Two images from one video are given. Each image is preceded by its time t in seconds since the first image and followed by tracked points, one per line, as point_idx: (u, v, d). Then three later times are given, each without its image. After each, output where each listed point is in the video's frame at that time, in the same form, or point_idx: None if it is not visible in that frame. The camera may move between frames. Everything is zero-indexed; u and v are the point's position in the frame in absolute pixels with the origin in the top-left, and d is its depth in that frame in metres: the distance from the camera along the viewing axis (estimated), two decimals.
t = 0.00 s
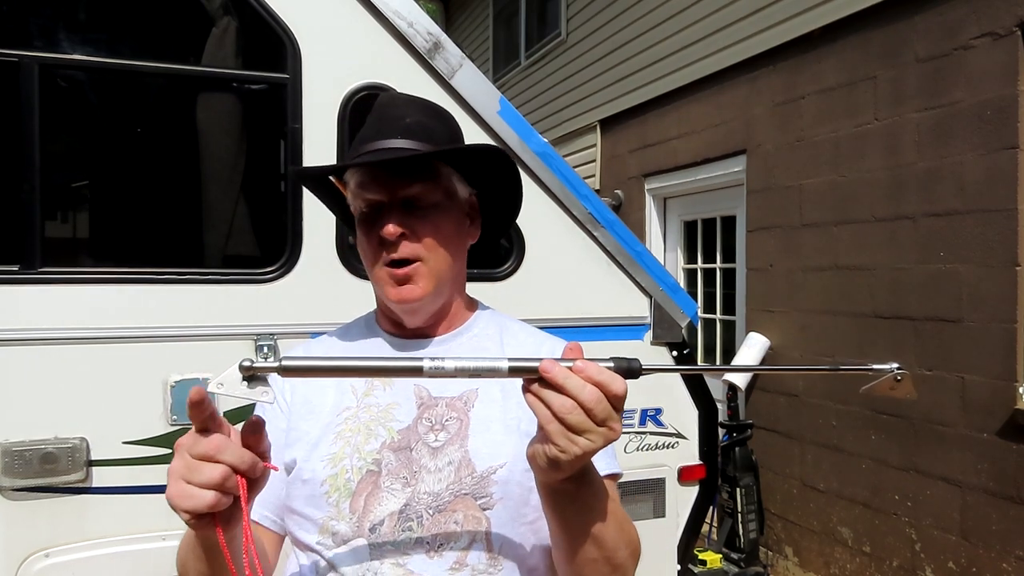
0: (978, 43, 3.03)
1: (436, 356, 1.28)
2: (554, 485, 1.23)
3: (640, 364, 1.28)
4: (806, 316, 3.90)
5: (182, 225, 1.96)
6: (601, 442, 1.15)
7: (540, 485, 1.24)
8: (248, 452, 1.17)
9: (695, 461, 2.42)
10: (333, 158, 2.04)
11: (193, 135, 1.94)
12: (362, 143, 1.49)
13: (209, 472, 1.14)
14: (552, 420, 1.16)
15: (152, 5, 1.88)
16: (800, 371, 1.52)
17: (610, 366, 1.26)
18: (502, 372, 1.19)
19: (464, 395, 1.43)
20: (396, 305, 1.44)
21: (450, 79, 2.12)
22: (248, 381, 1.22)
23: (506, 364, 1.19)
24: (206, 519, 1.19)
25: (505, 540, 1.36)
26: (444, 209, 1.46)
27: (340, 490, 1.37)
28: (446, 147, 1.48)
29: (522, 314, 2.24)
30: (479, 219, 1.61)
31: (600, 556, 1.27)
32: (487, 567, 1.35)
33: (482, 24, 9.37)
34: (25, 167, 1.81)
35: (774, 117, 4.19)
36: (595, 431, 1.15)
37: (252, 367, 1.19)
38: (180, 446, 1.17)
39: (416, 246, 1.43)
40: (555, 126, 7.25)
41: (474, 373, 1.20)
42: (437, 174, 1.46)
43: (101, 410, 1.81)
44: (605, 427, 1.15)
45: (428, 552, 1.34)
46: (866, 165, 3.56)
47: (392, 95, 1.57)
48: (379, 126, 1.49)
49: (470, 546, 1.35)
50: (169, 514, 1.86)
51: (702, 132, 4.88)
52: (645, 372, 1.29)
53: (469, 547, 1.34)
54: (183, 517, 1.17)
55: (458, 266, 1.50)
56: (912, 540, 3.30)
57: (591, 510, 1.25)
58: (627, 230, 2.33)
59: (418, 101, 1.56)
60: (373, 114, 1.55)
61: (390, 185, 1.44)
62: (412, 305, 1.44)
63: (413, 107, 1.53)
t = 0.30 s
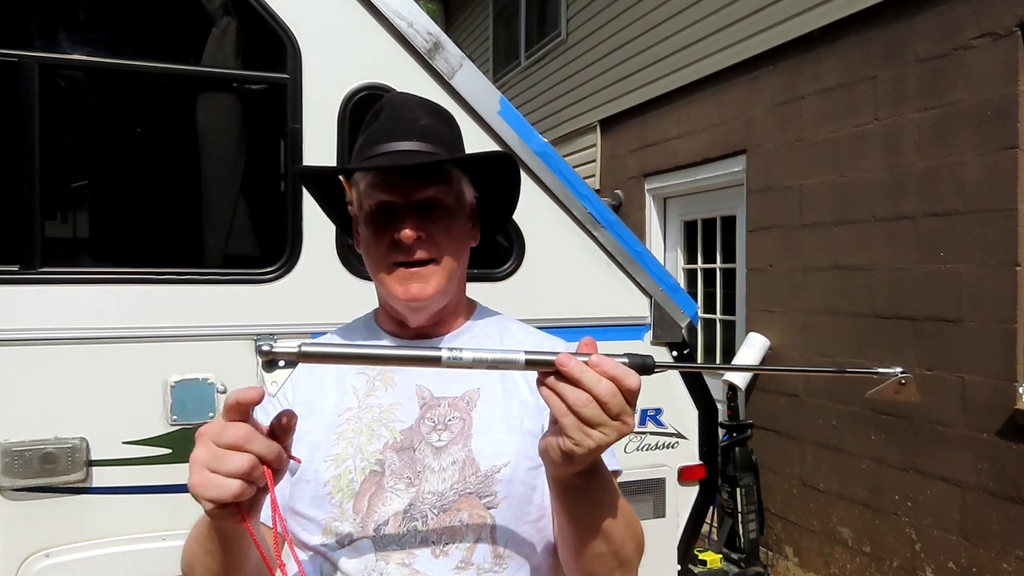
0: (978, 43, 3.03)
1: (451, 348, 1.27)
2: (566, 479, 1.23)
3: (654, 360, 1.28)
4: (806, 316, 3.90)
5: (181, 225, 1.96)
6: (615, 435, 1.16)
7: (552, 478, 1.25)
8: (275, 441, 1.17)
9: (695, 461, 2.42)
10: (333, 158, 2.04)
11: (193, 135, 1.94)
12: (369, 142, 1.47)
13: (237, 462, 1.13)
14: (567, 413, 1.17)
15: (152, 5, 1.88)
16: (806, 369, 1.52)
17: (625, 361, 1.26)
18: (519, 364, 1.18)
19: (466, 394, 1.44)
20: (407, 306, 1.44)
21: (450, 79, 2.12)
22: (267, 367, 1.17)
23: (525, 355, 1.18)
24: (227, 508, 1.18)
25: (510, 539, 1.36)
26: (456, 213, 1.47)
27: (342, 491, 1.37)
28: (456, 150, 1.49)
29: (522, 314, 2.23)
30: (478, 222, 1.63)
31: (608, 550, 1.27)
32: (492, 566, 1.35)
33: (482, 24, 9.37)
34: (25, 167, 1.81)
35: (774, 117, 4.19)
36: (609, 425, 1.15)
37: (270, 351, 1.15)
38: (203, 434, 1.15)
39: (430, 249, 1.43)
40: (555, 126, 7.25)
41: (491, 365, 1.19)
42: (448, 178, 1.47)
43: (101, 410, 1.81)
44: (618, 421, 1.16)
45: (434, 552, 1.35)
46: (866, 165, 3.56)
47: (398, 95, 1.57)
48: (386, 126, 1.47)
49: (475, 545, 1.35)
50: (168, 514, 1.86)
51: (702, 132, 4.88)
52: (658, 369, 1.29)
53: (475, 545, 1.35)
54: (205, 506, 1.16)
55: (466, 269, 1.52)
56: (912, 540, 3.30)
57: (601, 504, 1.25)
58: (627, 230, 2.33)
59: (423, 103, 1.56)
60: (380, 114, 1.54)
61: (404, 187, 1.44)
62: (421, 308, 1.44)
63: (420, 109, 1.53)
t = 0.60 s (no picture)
0: (978, 43, 3.03)
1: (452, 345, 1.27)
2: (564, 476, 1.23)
3: (651, 356, 1.28)
4: (806, 316, 3.90)
5: (181, 225, 1.96)
6: (613, 431, 1.16)
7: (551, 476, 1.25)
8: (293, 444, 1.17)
9: (695, 461, 2.42)
10: (333, 158, 2.04)
11: (193, 135, 1.94)
12: (362, 145, 1.47)
13: (254, 465, 1.13)
14: (566, 410, 1.17)
15: (152, 5, 1.88)
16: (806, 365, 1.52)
17: (622, 357, 1.26)
18: (518, 362, 1.18)
19: (463, 394, 1.44)
20: (403, 309, 1.44)
21: (450, 79, 2.12)
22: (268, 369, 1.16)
23: (523, 352, 1.18)
24: (239, 506, 1.19)
25: (508, 538, 1.36)
26: (451, 214, 1.47)
27: (341, 491, 1.37)
28: (450, 150, 1.49)
29: (521, 314, 2.23)
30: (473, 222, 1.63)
31: (608, 548, 1.27)
32: (490, 566, 1.35)
33: (482, 24, 9.37)
34: (25, 166, 1.81)
35: (774, 117, 4.19)
36: (608, 421, 1.16)
37: (269, 355, 1.14)
38: (220, 434, 1.15)
39: (426, 251, 1.43)
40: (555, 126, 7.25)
41: (490, 363, 1.19)
42: (443, 179, 1.47)
43: (101, 410, 1.81)
44: (617, 417, 1.16)
45: (432, 551, 1.35)
46: (866, 164, 3.56)
47: (390, 95, 1.56)
48: (379, 128, 1.47)
49: (473, 545, 1.35)
50: (168, 514, 1.86)
51: (702, 132, 4.88)
52: (655, 364, 1.29)
53: (473, 545, 1.35)
54: (218, 503, 1.16)
55: (461, 270, 1.52)
56: (912, 540, 3.30)
57: (601, 501, 1.25)
58: (627, 230, 2.33)
59: (416, 103, 1.56)
60: (372, 115, 1.54)
61: (399, 190, 1.43)
62: (418, 310, 1.45)
63: (413, 109, 1.52)
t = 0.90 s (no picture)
0: (978, 43, 3.03)
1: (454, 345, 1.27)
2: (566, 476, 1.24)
3: (652, 355, 1.28)
4: (806, 316, 3.90)
5: (181, 225, 1.96)
6: (615, 430, 1.16)
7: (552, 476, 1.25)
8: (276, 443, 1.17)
9: (695, 461, 2.42)
10: (333, 158, 2.04)
11: (193, 135, 1.94)
12: (358, 145, 1.47)
13: (237, 464, 1.13)
14: (568, 410, 1.17)
15: (152, 4, 1.88)
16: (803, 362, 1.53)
17: (623, 356, 1.26)
18: (520, 362, 1.18)
19: (461, 395, 1.44)
20: (399, 310, 1.44)
21: (450, 79, 2.12)
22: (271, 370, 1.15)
23: (525, 352, 1.18)
24: (226, 505, 1.19)
25: (505, 538, 1.37)
26: (446, 214, 1.47)
27: (338, 492, 1.37)
28: (445, 151, 1.49)
29: (521, 314, 2.23)
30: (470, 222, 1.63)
31: (607, 547, 1.27)
32: (487, 566, 1.35)
33: (482, 24, 9.37)
34: (25, 167, 1.81)
35: (774, 117, 4.19)
36: (609, 420, 1.16)
37: (270, 357, 1.14)
38: (203, 433, 1.14)
39: (421, 252, 1.43)
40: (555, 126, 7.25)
41: (493, 363, 1.19)
42: (438, 179, 1.47)
43: (102, 410, 1.81)
44: (619, 416, 1.16)
45: (429, 552, 1.35)
46: (866, 165, 3.56)
47: (386, 96, 1.56)
48: (374, 129, 1.47)
49: (471, 545, 1.35)
50: (168, 514, 1.86)
51: (702, 132, 4.88)
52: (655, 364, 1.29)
53: (470, 546, 1.35)
54: (204, 502, 1.16)
55: (456, 270, 1.52)
56: (912, 540, 3.30)
57: (601, 501, 1.26)
58: (626, 230, 2.33)
59: (412, 103, 1.56)
60: (368, 116, 1.53)
61: (394, 191, 1.43)
62: (414, 310, 1.45)
63: (408, 109, 1.52)
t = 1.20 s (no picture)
0: (978, 43, 3.03)
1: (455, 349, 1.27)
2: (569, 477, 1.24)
3: (656, 360, 1.28)
4: (806, 317, 3.90)
5: (181, 224, 1.96)
6: (619, 434, 1.16)
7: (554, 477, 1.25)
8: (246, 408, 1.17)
9: (695, 462, 2.42)
10: (333, 158, 2.04)
11: (193, 135, 1.94)
12: (351, 148, 1.48)
13: (206, 428, 1.13)
14: (571, 414, 1.17)
15: (152, 5, 1.88)
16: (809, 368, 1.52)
17: (627, 360, 1.26)
18: (522, 365, 1.18)
19: (460, 395, 1.43)
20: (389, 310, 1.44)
21: (450, 79, 2.12)
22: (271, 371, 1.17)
23: (527, 356, 1.18)
24: (196, 472, 1.18)
25: (503, 537, 1.37)
26: (436, 215, 1.47)
27: (337, 491, 1.36)
28: (437, 151, 1.48)
29: (521, 314, 2.23)
30: (469, 222, 1.62)
31: (608, 549, 1.27)
32: (486, 565, 1.36)
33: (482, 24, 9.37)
34: (25, 167, 1.81)
35: (774, 117, 4.19)
36: (614, 424, 1.16)
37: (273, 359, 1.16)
38: (174, 399, 1.14)
39: (409, 252, 1.43)
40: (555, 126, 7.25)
41: (495, 366, 1.19)
42: (428, 179, 1.46)
43: (101, 410, 1.81)
44: (623, 419, 1.16)
45: (428, 551, 1.35)
46: (866, 164, 3.56)
47: (380, 96, 1.56)
48: (366, 129, 1.47)
49: (469, 544, 1.35)
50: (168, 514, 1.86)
51: (702, 132, 4.88)
52: (660, 368, 1.29)
53: (468, 544, 1.35)
54: (175, 470, 1.15)
55: (450, 270, 1.50)
56: (912, 540, 3.30)
57: (604, 504, 1.25)
58: (626, 230, 2.33)
59: (407, 103, 1.55)
60: (361, 118, 1.54)
61: (382, 191, 1.43)
62: (405, 311, 1.44)
63: (401, 108, 1.52)
